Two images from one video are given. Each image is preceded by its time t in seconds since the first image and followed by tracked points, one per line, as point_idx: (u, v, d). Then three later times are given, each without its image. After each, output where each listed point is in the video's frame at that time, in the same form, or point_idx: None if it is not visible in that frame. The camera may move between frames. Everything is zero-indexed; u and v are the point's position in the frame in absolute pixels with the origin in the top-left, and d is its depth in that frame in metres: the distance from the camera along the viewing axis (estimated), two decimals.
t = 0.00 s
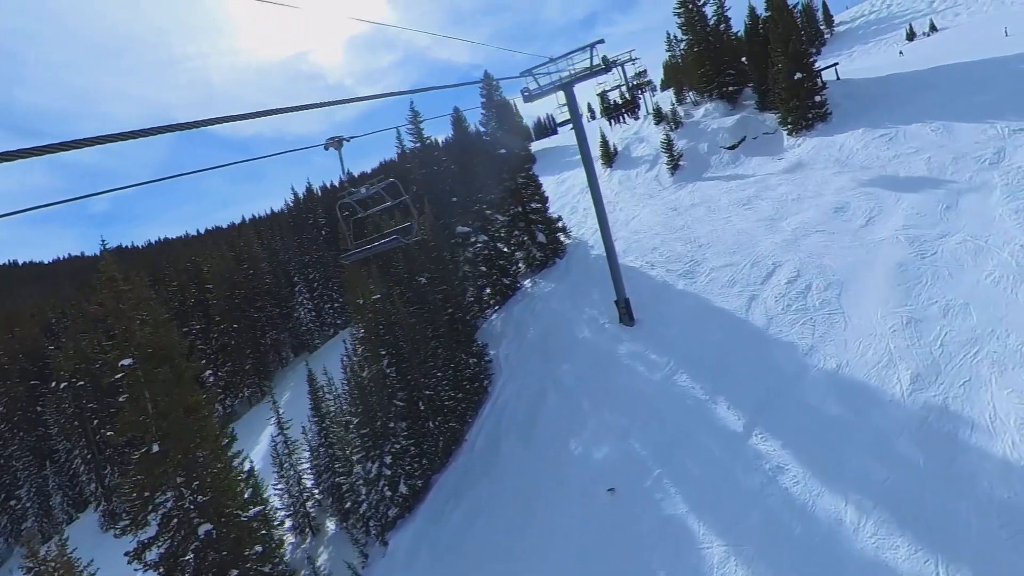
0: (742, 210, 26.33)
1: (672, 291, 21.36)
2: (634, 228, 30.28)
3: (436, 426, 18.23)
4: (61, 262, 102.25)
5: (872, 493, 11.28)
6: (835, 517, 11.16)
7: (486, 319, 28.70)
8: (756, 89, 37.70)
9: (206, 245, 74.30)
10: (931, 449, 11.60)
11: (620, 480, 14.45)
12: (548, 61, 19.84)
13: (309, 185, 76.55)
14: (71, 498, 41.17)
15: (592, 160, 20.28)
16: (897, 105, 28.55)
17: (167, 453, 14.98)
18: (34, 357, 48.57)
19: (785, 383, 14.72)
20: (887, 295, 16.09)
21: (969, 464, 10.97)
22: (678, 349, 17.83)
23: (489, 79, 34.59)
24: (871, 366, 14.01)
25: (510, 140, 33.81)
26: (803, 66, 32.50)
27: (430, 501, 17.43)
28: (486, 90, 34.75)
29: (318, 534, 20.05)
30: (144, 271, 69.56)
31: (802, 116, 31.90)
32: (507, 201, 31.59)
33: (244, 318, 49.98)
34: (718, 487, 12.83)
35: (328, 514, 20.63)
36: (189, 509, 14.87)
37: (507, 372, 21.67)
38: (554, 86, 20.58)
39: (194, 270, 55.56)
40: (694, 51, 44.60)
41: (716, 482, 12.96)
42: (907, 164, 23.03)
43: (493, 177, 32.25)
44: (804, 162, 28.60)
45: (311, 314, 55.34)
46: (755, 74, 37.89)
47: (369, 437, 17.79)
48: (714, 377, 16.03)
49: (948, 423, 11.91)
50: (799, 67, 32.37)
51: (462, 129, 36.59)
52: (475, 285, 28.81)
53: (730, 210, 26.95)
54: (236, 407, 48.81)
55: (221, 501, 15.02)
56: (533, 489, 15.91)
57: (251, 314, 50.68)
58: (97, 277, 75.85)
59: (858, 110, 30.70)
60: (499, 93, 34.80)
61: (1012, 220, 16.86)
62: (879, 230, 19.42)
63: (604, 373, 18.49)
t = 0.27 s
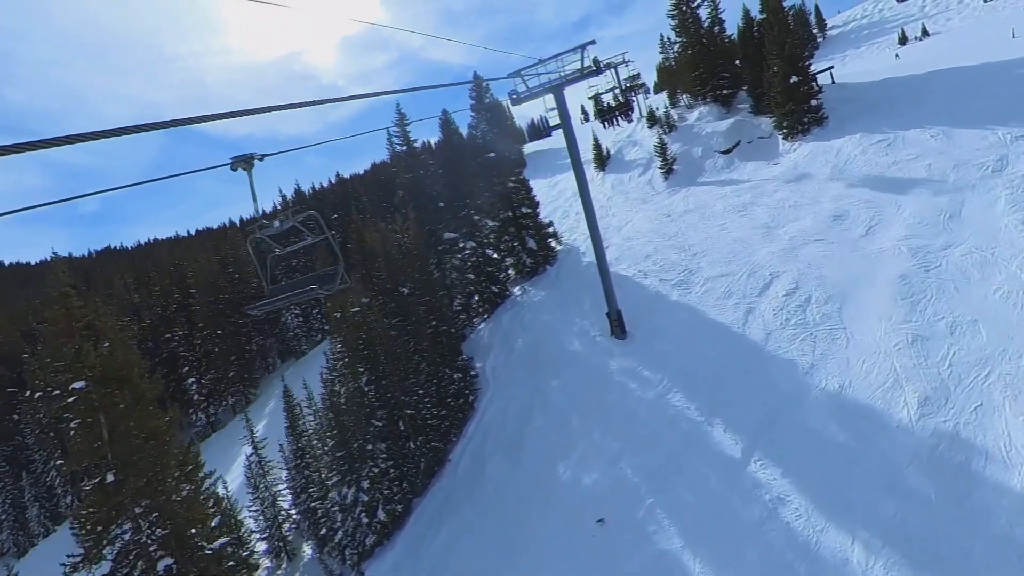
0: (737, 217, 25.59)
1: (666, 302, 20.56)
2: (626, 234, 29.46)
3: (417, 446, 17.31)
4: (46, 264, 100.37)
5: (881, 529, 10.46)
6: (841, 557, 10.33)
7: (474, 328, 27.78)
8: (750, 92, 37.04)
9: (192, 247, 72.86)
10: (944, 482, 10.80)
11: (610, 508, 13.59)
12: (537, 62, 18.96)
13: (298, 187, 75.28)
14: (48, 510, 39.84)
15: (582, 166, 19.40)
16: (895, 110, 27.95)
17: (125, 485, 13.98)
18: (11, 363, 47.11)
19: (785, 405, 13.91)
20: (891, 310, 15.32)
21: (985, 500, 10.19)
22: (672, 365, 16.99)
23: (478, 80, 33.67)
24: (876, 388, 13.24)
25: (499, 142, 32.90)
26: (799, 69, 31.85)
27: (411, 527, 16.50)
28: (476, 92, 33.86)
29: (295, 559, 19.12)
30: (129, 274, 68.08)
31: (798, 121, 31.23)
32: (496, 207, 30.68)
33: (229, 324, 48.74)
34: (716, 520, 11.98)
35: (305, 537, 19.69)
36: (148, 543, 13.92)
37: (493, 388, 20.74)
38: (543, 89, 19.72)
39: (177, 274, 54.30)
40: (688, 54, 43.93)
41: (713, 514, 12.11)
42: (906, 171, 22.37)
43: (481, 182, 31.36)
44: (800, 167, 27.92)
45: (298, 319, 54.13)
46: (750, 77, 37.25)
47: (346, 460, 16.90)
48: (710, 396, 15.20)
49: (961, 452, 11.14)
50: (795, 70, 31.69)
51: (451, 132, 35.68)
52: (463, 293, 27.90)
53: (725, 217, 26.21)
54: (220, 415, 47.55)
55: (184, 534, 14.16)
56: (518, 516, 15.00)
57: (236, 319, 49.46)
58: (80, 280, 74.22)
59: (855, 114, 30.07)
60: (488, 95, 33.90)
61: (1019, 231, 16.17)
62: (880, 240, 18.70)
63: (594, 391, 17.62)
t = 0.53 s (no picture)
0: (733, 224, 24.84)
1: (660, 314, 19.73)
2: (619, 241, 28.63)
3: (397, 469, 16.42)
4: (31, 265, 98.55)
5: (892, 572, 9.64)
6: None
7: (462, 338, 26.86)
8: (746, 95, 36.35)
9: (178, 249, 71.35)
10: (959, 518, 10.00)
11: (600, 541, 12.70)
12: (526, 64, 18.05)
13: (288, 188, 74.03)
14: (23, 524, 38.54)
15: (573, 172, 18.46)
16: (893, 115, 27.33)
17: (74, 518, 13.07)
18: None
19: (787, 430, 13.09)
20: (896, 327, 14.54)
21: (1004, 540, 9.39)
22: (667, 383, 16.14)
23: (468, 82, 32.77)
24: (883, 412, 12.45)
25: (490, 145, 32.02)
26: (795, 72, 31.18)
27: (390, 556, 15.55)
28: (466, 93, 32.95)
29: None
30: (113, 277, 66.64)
31: (795, 125, 30.55)
32: (486, 212, 29.80)
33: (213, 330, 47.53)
34: (714, 558, 11.11)
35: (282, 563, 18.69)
36: None
37: (480, 404, 19.82)
38: (533, 91, 18.83)
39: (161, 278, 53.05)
40: (682, 56, 43.23)
41: (711, 551, 11.24)
42: (907, 178, 21.70)
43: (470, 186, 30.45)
44: (797, 173, 27.24)
45: (286, 324, 52.95)
46: (745, 80, 36.59)
47: (322, 485, 16.13)
48: (706, 418, 14.35)
49: (976, 485, 10.35)
50: (791, 73, 31.00)
51: (441, 134, 34.73)
52: (451, 301, 26.97)
53: (721, 224, 25.46)
54: (204, 424, 46.34)
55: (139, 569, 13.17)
56: (504, 546, 14.07)
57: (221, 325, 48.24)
58: (65, 283, 72.67)
59: (852, 119, 29.44)
60: (478, 97, 33.00)
61: None
62: (882, 251, 17.97)
63: (585, 410, 16.74)
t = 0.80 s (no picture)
0: (729, 231, 24.10)
1: (654, 328, 18.93)
2: (612, 248, 27.82)
3: (375, 495, 15.59)
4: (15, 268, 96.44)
5: None
6: None
7: (449, 349, 25.93)
8: (741, 99, 35.70)
9: (164, 252, 69.85)
10: (978, 561, 9.24)
11: None
12: (514, 64, 17.16)
13: (276, 191, 72.70)
14: None
15: (563, 178, 17.58)
16: (892, 120, 26.72)
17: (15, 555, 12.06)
18: None
19: (789, 457, 12.30)
20: (903, 345, 13.80)
21: None
22: (661, 403, 15.34)
23: (457, 83, 31.85)
24: (891, 439, 11.69)
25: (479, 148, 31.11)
26: (792, 75, 30.52)
27: None
28: (455, 95, 32.02)
29: None
30: (96, 281, 65.06)
31: (791, 130, 29.91)
32: (475, 217, 28.90)
33: (196, 336, 46.24)
34: None
35: None
36: None
37: (466, 422, 18.93)
38: (522, 93, 17.96)
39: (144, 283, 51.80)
40: (676, 58, 42.55)
41: None
42: (908, 185, 21.05)
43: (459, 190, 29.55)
44: (794, 179, 26.57)
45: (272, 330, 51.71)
46: (740, 83, 35.95)
47: (295, 515, 15.20)
48: (703, 442, 13.55)
49: (996, 523, 9.58)
50: (788, 76, 30.33)
51: (430, 137, 33.78)
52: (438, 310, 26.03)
53: (717, 231, 24.69)
54: (186, 433, 45.01)
55: None
56: None
57: (204, 332, 46.96)
58: (47, 287, 70.93)
59: (849, 123, 28.83)
60: (468, 99, 32.07)
61: None
62: (884, 262, 17.25)
63: (576, 430, 15.92)
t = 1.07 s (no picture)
0: (726, 239, 23.34)
1: (648, 341, 18.10)
2: (605, 255, 27.00)
3: (351, 524, 14.76)
4: None
5: None
6: None
7: (436, 361, 25.02)
8: (736, 102, 35.04)
9: (148, 255, 68.34)
10: None
11: None
12: (502, 65, 16.28)
13: (264, 193, 71.39)
14: None
15: (553, 185, 16.74)
16: (891, 126, 26.11)
17: None
18: None
19: (791, 487, 11.51)
20: (911, 366, 13.04)
21: None
22: (656, 424, 14.51)
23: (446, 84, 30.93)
24: (901, 470, 10.92)
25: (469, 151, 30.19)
26: (788, 79, 29.86)
27: None
28: (444, 96, 31.09)
29: None
30: (77, 284, 63.46)
31: (788, 135, 29.28)
32: (464, 222, 28.00)
33: (178, 343, 44.94)
34: None
35: None
36: None
37: (451, 441, 18.05)
38: (510, 96, 17.10)
39: (126, 287, 50.46)
40: (671, 61, 41.86)
41: None
42: (910, 193, 20.39)
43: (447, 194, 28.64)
44: (792, 185, 25.89)
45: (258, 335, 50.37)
46: (735, 86, 35.31)
47: (263, 549, 14.17)
48: (701, 469, 12.73)
49: (1019, 568, 8.81)
50: (784, 80, 29.62)
51: (418, 139, 32.81)
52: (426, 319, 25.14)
53: (713, 239, 23.96)
54: (169, 442, 43.77)
55: None
56: None
57: (186, 338, 45.66)
58: (28, 290, 69.25)
59: (847, 128, 28.21)
60: (457, 100, 31.15)
61: None
62: (887, 274, 16.54)
63: (565, 453, 15.08)
